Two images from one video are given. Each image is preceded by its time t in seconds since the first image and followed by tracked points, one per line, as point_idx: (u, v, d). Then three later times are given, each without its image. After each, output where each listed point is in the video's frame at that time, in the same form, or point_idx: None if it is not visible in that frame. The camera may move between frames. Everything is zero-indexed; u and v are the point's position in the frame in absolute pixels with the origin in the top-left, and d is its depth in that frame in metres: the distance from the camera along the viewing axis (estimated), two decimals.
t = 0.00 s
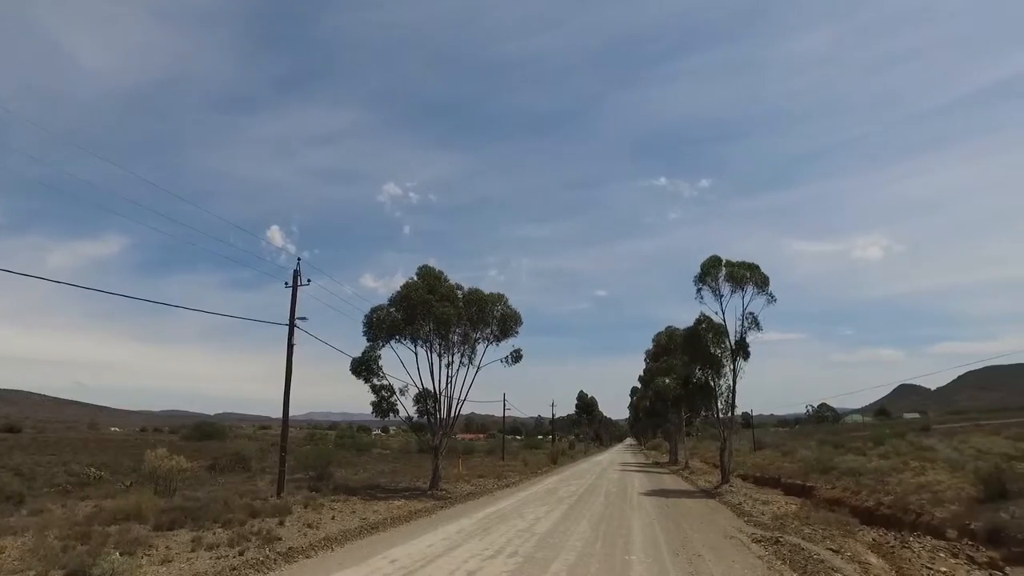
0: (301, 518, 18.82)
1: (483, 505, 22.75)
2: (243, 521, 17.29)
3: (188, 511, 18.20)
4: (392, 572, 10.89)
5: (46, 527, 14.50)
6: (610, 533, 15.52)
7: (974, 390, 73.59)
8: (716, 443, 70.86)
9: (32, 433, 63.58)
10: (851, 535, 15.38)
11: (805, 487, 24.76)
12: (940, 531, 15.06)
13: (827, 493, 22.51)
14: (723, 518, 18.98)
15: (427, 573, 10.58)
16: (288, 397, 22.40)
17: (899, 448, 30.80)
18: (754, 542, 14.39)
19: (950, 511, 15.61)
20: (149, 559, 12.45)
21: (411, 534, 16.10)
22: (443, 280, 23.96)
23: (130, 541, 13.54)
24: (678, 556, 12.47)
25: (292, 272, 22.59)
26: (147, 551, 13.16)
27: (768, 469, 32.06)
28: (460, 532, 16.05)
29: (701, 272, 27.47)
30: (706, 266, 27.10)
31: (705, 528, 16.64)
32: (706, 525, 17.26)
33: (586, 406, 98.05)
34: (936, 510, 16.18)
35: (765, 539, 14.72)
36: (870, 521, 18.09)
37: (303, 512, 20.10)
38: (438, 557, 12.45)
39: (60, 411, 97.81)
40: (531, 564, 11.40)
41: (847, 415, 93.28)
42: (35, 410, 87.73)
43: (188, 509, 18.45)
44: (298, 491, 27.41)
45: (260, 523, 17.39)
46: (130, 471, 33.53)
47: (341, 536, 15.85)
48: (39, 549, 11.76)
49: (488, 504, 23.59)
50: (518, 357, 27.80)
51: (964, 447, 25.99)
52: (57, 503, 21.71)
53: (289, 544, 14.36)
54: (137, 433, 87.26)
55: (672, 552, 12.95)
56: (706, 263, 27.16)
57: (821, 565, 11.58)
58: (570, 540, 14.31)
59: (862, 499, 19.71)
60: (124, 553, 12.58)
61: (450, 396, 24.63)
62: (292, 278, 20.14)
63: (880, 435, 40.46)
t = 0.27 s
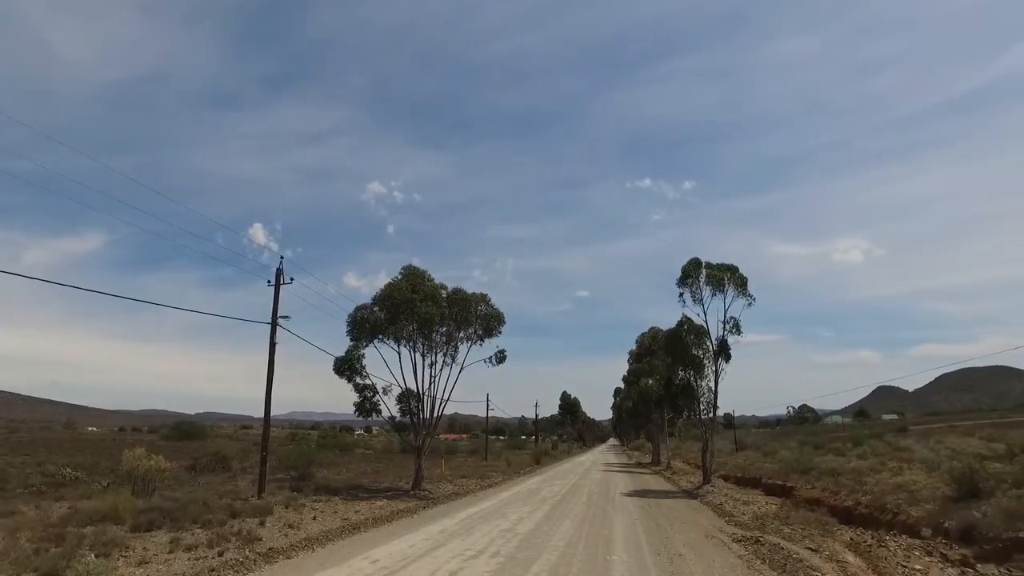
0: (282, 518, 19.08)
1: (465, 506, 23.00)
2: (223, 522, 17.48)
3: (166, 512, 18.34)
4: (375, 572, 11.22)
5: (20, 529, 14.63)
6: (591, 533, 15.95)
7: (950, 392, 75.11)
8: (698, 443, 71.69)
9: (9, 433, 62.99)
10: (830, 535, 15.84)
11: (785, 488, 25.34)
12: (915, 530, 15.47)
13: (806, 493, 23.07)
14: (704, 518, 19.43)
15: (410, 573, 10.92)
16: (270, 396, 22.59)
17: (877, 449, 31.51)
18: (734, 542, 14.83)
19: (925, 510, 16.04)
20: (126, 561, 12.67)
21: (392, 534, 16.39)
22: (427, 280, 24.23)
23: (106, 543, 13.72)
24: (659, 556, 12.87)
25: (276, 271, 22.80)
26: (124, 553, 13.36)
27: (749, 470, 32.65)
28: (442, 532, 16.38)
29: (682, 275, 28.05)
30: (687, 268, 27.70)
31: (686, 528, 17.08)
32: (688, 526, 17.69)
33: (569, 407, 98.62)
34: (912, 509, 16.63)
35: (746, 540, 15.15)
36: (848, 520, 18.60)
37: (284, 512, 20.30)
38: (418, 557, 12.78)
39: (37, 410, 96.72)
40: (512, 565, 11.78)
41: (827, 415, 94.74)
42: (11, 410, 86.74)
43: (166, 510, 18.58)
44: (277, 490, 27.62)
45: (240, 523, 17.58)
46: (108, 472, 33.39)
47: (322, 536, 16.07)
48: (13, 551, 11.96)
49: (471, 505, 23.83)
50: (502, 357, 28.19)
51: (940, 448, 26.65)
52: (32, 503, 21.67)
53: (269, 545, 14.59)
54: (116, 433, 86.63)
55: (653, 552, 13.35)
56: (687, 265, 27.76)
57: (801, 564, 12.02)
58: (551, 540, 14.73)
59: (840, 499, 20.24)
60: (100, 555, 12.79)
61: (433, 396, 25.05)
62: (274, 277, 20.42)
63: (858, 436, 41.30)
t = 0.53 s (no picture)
0: (257, 520, 19.14)
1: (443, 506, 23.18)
2: (196, 523, 17.51)
3: (138, 513, 18.33)
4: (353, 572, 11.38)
5: None
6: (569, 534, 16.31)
7: (920, 394, 76.78)
8: (675, 444, 72.47)
9: None
10: (804, 534, 16.25)
11: (761, 488, 25.93)
12: (886, 529, 15.87)
13: (782, 493, 23.60)
14: (682, 518, 19.99)
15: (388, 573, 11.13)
16: (246, 396, 22.65)
17: (850, 450, 32.20)
18: (710, 542, 15.24)
19: (895, 510, 16.49)
20: (95, 564, 12.68)
21: (371, 536, 16.46)
22: (406, 280, 24.47)
23: (75, 546, 13.73)
24: (636, 556, 13.25)
25: (254, 270, 22.87)
26: (92, 556, 13.38)
27: (725, 471, 33.19)
28: (419, 533, 16.55)
29: (659, 277, 28.57)
30: (664, 270, 28.24)
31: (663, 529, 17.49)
32: (665, 526, 18.09)
33: (548, 408, 99.06)
34: (883, 508, 17.09)
35: (722, 539, 15.57)
36: (822, 520, 19.06)
37: (260, 513, 20.32)
38: (396, 558, 13.05)
39: (6, 409, 94.89)
40: (490, 565, 12.05)
41: (802, 417, 96.26)
42: None
43: (137, 512, 18.55)
44: (251, 491, 27.50)
45: (214, 525, 17.59)
46: (78, 473, 32.93)
47: (297, 537, 16.18)
48: None
49: (448, 505, 24.00)
50: (480, 357, 28.50)
51: (910, 449, 27.31)
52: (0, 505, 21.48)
53: (245, 546, 14.66)
54: (87, 433, 85.31)
55: (631, 553, 13.71)
56: (663, 267, 28.29)
57: (775, 564, 12.40)
58: (529, 541, 15.08)
59: (815, 499, 20.71)
60: (67, 559, 12.81)
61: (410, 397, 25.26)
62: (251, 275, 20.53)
63: (833, 437, 42.12)
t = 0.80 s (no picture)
0: (227, 522, 19.11)
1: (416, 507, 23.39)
2: (166, 525, 17.61)
3: (105, 516, 18.36)
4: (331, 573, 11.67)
5: None
6: (543, 534, 16.78)
7: (886, 396, 78.83)
8: (649, 446, 73.42)
9: None
10: (775, 534, 16.87)
11: (733, 488, 26.68)
12: (853, 528, 16.50)
13: (754, 493, 24.33)
14: (655, 519, 20.57)
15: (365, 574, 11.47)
16: (218, 397, 22.79)
17: (820, 451, 33.14)
18: (683, 542, 15.84)
19: (862, 509, 17.12)
20: (60, 569, 12.70)
21: (345, 537, 16.61)
22: (381, 280, 24.70)
23: (39, 551, 13.76)
24: (610, 556, 13.79)
25: (228, 268, 22.95)
26: (57, 561, 13.43)
27: (698, 472, 33.95)
28: (392, 535, 16.78)
29: (633, 279, 29.23)
30: (638, 273, 28.88)
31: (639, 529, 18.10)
32: (640, 526, 18.71)
33: (523, 408, 99.52)
34: (850, 508, 17.75)
35: (694, 539, 16.19)
36: (792, 519, 19.73)
37: (231, 515, 20.43)
38: (368, 560, 13.27)
39: None
40: (463, 565, 12.49)
41: (772, 418, 98.19)
42: None
43: (104, 514, 18.57)
44: (224, 492, 27.44)
45: (184, 527, 17.68)
46: (42, 476, 32.43)
47: (269, 539, 16.23)
48: None
49: (423, 506, 24.25)
50: (455, 357, 28.90)
51: (877, 449, 28.25)
52: None
53: (216, 549, 14.79)
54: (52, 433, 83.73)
55: (605, 553, 14.29)
56: (637, 270, 28.95)
57: (745, 563, 13.00)
58: (504, 542, 15.54)
59: (785, 499, 21.39)
60: (30, 564, 12.82)
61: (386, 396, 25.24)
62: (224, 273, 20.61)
63: (803, 438, 43.19)
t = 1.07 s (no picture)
0: (187, 524, 18.74)
1: (383, 508, 23.51)
2: (122, 529, 17.12)
3: (57, 520, 17.85)
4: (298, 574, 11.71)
5: None
6: (509, 535, 17.07)
7: (844, 398, 81.12)
8: (614, 447, 74.26)
9: None
10: (737, 533, 17.48)
11: (697, 488, 27.38)
12: (811, 526, 17.16)
13: (717, 493, 25.04)
14: (620, 519, 21.10)
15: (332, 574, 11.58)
16: (179, 394, 22.71)
17: (781, 451, 34.17)
18: (647, 542, 16.37)
19: (819, 509, 17.80)
20: None
21: (311, 538, 16.20)
22: (348, 278, 24.67)
23: None
24: (575, 557, 14.22)
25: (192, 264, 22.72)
26: (2, 568, 12.68)
27: (663, 472, 34.72)
28: (358, 535, 16.62)
29: (600, 282, 29.81)
30: (605, 275, 29.48)
31: (604, 529, 18.58)
32: (605, 526, 19.22)
33: (490, 409, 99.66)
34: (809, 507, 18.45)
35: (658, 539, 16.74)
36: (753, 519, 20.40)
37: (191, 517, 20.01)
38: (333, 560, 13.14)
39: None
40: (430, 565, 12.67)
41: (735, 420, 100.23)
42: None
43: (57, 518, 18.09)
44: (185, 494, 27.09)
45: (142, 530, 17.17)
46: None
47: (231, 541, 15.52)
48: None
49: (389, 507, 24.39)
50: (420, 357, 29.12)
51: (836, 450, 29.28)
52: None
53: (174, 552, 14.14)
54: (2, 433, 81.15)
55: (570, 553, 14.71)
56: (604, 272, 29.54)
57: (707, 561, 13.58)
58: (470, 542, 15.75)
59: (747, 499, 22.11)
60: None
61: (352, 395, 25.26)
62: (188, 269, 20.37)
63: (765, 439, 44.39)
